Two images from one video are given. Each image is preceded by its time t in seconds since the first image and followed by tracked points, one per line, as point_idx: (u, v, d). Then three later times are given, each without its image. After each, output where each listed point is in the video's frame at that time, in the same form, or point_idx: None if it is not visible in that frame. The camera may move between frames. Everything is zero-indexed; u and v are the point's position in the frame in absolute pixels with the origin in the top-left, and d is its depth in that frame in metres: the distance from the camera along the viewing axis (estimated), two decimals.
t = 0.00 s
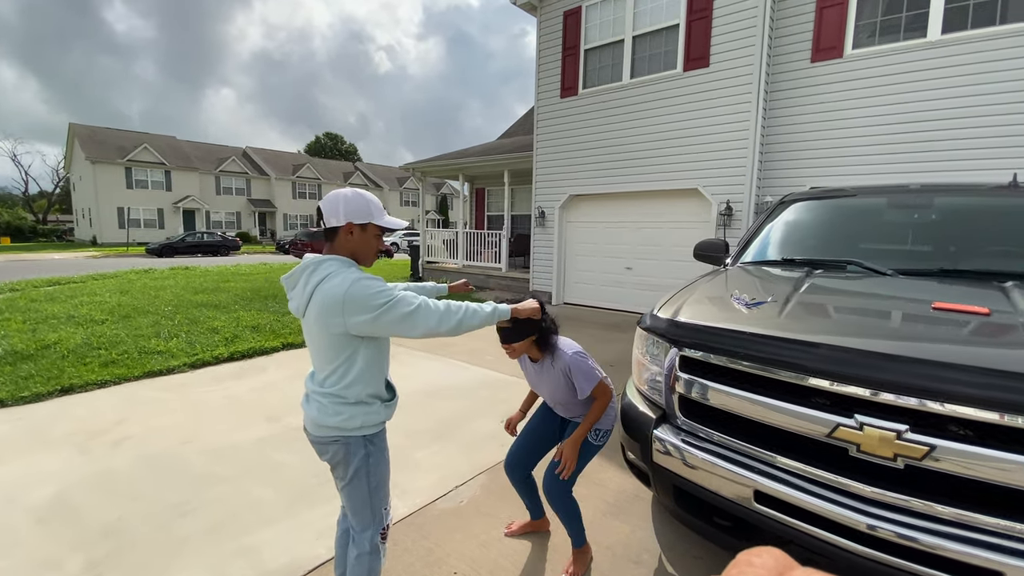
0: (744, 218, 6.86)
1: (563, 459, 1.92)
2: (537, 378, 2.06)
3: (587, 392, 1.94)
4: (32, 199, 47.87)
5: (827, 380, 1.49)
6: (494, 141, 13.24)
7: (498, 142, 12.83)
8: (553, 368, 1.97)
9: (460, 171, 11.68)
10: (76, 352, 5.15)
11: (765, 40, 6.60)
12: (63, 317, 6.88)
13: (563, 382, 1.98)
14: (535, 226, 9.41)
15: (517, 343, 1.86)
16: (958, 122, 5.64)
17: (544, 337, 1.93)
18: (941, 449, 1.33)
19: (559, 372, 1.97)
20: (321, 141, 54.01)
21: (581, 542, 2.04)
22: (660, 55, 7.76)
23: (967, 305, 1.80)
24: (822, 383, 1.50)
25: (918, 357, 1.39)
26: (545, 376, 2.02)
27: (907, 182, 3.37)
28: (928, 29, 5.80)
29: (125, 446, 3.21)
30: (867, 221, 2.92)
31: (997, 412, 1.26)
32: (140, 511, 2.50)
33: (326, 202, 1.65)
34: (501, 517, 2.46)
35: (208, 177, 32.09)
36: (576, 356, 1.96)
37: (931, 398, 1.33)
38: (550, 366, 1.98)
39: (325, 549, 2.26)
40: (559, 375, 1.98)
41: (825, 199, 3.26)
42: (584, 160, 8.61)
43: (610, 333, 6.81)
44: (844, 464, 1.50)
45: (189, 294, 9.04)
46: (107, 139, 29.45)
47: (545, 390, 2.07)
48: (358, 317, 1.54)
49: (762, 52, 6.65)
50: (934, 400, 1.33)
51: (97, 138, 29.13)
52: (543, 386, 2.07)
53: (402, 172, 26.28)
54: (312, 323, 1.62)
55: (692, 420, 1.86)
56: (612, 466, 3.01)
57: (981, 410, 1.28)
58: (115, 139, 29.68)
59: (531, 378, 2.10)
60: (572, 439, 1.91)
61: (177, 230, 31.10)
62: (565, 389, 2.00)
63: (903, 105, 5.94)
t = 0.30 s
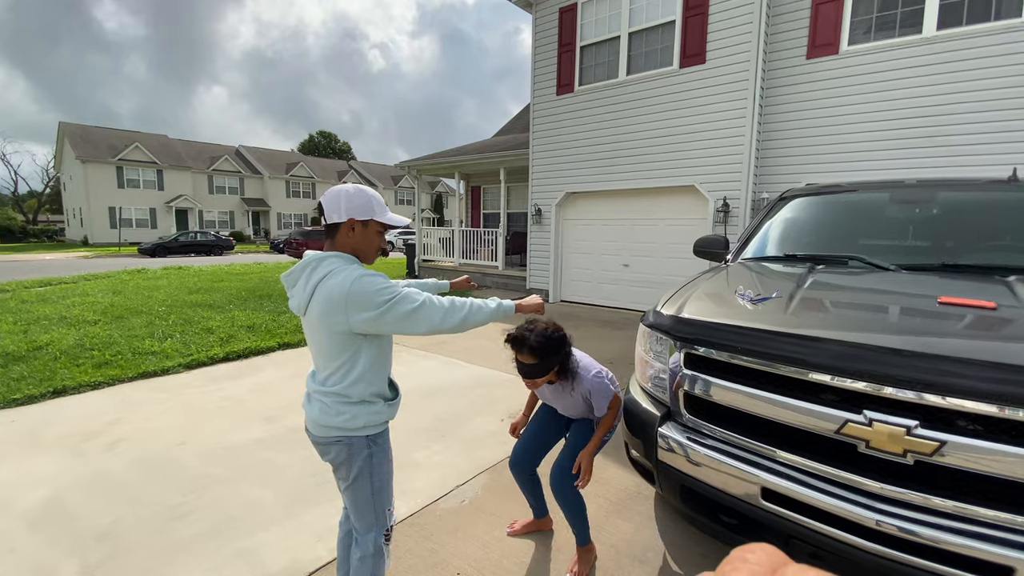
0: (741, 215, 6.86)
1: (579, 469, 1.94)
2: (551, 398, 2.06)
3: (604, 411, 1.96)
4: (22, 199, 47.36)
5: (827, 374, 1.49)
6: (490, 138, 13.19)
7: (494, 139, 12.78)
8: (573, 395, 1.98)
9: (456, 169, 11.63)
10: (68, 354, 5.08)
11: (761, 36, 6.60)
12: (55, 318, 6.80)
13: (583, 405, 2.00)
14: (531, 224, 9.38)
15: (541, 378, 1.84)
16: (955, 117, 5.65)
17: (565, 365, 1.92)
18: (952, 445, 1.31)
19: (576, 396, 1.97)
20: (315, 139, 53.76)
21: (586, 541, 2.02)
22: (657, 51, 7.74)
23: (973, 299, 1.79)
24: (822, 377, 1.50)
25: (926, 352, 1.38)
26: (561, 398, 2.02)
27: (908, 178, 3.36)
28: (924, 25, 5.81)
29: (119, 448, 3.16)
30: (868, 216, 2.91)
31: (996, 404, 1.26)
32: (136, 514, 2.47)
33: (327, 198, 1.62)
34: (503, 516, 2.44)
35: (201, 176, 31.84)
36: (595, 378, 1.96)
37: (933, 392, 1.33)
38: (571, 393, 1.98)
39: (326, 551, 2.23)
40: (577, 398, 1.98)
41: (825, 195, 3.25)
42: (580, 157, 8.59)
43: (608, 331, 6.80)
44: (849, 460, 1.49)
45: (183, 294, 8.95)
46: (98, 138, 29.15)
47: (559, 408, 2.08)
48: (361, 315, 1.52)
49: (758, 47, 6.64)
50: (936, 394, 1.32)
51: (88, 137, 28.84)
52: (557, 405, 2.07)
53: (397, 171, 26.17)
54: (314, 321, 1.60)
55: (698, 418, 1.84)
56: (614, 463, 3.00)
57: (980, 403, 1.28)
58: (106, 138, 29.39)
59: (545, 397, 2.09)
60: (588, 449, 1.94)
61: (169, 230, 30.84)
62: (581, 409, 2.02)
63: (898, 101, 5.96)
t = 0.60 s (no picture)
0: (739, 211, 6.85)
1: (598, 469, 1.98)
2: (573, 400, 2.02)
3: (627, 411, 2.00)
4: (13, 197, 46.92)
5: (829, 369, 1.48)
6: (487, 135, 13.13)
7: (490, 137, 12.73)
8: (603, 399, 1.97)
9: (452, 166, 11.58)
10: (62, 353, 5.02)
11: (759, 32, 6.58)
12: (48, 317, 6.72)
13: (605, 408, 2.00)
14: (529, 221, 9.35)
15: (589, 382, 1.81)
16: (953, 112, 5.65)
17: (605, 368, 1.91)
18: (963, 441, 1.30)
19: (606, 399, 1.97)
20: (310, 137, 53.51)
21: (592, 539, 2.02)
22: (654, 47, 7.71)
23: (980, 294, 1.78)
24: (824, 372, 1.49)
25: (937, 347, 1.35)
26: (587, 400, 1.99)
27: (908, 173, 3.35)
28: (921, 20, 5.81)
29: (115, 449, 3.12)
30: (869, 211, 2.89)
31: (998, 398, 1.25)
32: (133, 516, 2.43)
33: (327, 192, 1.59)
34: (506, 515, 2.42)
35: (194, 174, 31.61)
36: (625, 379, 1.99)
37: (935, 386, 1.32)
38: (601, 397, 1.96)
39: (327, 551, 2.20)
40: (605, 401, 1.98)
41: (826, 190, 3.24)
42: (578, 153, 8.56)
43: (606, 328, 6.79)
44: (854, 455, 1.49)
45: (178, 293, 8.88)
46: (90, 136, 28.88)
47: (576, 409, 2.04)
48: (363, 311, 1.49)
49: (756, 43, 6.62)
50: (940, 388, 1.31)
51: (80, 135, 28.57)
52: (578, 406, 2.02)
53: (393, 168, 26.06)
54: (314, 318, 1.57)
55: (704, 415, 1.82)
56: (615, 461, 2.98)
57: (982, 396, 1.27)
58: (99, 135, 29.14)
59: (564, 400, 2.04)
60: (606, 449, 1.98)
61: (163, 228, 30.62)
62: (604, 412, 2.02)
63: (896, 97, 5.96)
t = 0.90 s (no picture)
0: (736, 209, 6.86)
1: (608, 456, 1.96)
2: (593, 380, 1.97)
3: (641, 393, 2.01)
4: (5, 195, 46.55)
5: (829, 365, 1.48)
6: (483, 132, 13.10)
7: (487, 134, 12.70)
8: (623, 375, 1.95)
9: (449, 163, 11.54)
10: (55, 352, 4.97)
11: (757, 29, 6.57)
12: (40, 315, 6.65)
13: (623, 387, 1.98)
14: (526, 219, 9.34)
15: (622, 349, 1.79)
16: (952, 110, 5.66)
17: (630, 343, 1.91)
18: (969, 438, 1.29)
19: (628, 375, 1.95)
20: (305, 134, 53.36)
21: (594, 537, 2.00)
22: (652, 44, 7.70)
23: (983, 290, 1.77)
24: (824, 368, 1.49)
25: (941, 343, 1.34)
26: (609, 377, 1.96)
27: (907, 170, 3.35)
28: (918, 18, 5.82)
29: (110, 448, 3.09)
30: (869, 207, 2.89)
31: (997, 393, 1.25)
32: (129, 516, 2.41)
33: (325, 187, 1.57)
34: (506, 514, 2.41)
35: (189, 171, 31.41)
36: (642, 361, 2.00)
37: (936, 381, 1.31)
38: (621, 373, 1.95)
39: (326, 551, 2.18)
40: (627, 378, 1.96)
41: (825, 187, 3.23)
42: (575, 151, 8.55)
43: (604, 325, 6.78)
44: (855, 451, 1.48)
45: (173, 291, 8.82)
46: (83, 133, 28.65)
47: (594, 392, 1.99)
48: (361, 309, 1.47)
49: (753, 40, 6.61)
50: (940, 384, 1.31)
51: (73, 132, 28.34)
52: (596, 387, 1.97)
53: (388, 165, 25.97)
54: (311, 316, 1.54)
55: (706, 413, 1.81)
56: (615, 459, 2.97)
57: (985, 392, 1.26)
58: (92, 132, 28.88)
59: (583, 381, 1.98)
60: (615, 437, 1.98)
61: (157, 226, 30.43)
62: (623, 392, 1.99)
63: (892, 95, 5.98)
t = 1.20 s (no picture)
0: (732, 208, 6.87)
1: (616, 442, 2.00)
2: (604, 347, 1.94)
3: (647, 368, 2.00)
4: None
5: (823, 363, 1.48)
6: (480, 130, 13.06)
7: (483, 132, 12.67)
8: (634, 338, 1.93)
9: (445, 162, 11.51)
10: (47, 350, 4.93)
11: (753, 28, 6.57)
12: (32, 314, 6.59)
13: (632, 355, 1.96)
14: (522, 218, 9.33)
15: (638, 302, 1.77)
16: (947, 109, 5.68)
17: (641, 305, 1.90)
18: (963, 436, 1.29)
19: (638, 342, 1.93)
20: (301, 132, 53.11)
21: (591, 535, 2.00)
22: (648, 43, 7.69)
23: (978, 289, 1.78)
24: (819, 366, 1.49)
25: (936, 340, 1.35)
26: (619, 343, 1.93)
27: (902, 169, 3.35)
28: (913, 18, 5.84)
29: (101, 448, 3.06)
30: (865, 206, 2.89)
31: (990, 391, 1.25)
32: (121, 516, 2.38)
33: (317, 183, 1.55)
34: (501, 512, 2.40)
35: (183, 169, 31.21)
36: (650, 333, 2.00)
37: (930, 379, 1.31)
38: (632, 336, 1.93)
39: (320, 550, 2.17)
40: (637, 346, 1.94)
41: (820, 185, 3.23)
42: (571, 149, 8.54)
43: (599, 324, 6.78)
44: (850, 449, 1.48)
45: (167, 289, 8.76)
46: (76, 130, 28.41)
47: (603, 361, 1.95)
48: (355, 307, 1.45)
49: (750, 39, 6.61)
50: (935, 382, 1.31)
51: (66, 129, 28.11)
52: (606, 354, 1.94)
53: (384, 163, 25.89)
54: (304, 314, 1.53)
55: (701, 411, 1.81)
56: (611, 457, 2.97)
57: (979, 390, 1.26)
58: (85, 129, 28.65)
59: (592, 348, 1.95)
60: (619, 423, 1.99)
61: (151, 224, 30.23)
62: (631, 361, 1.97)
63: (887, 94, 6.00)
